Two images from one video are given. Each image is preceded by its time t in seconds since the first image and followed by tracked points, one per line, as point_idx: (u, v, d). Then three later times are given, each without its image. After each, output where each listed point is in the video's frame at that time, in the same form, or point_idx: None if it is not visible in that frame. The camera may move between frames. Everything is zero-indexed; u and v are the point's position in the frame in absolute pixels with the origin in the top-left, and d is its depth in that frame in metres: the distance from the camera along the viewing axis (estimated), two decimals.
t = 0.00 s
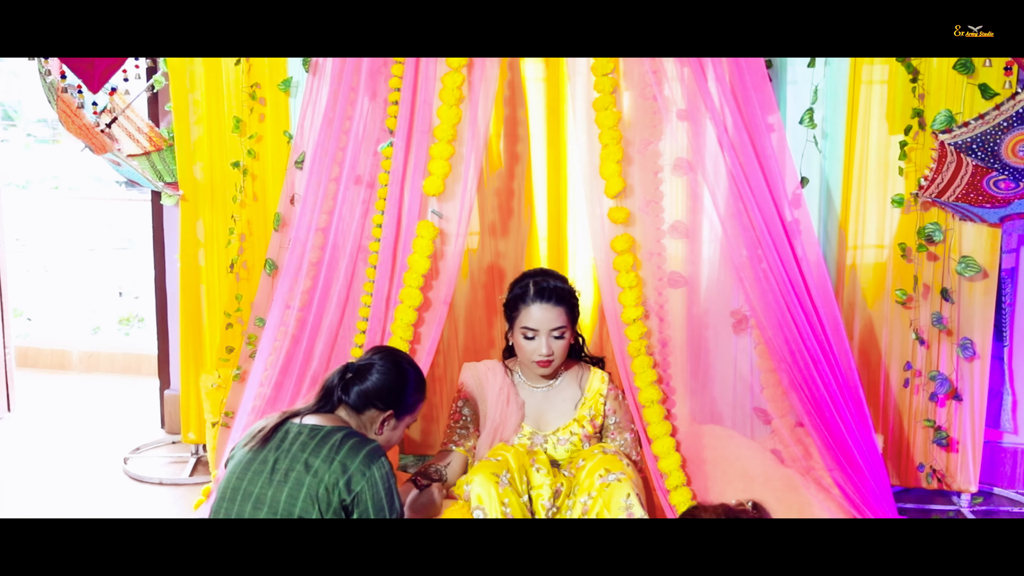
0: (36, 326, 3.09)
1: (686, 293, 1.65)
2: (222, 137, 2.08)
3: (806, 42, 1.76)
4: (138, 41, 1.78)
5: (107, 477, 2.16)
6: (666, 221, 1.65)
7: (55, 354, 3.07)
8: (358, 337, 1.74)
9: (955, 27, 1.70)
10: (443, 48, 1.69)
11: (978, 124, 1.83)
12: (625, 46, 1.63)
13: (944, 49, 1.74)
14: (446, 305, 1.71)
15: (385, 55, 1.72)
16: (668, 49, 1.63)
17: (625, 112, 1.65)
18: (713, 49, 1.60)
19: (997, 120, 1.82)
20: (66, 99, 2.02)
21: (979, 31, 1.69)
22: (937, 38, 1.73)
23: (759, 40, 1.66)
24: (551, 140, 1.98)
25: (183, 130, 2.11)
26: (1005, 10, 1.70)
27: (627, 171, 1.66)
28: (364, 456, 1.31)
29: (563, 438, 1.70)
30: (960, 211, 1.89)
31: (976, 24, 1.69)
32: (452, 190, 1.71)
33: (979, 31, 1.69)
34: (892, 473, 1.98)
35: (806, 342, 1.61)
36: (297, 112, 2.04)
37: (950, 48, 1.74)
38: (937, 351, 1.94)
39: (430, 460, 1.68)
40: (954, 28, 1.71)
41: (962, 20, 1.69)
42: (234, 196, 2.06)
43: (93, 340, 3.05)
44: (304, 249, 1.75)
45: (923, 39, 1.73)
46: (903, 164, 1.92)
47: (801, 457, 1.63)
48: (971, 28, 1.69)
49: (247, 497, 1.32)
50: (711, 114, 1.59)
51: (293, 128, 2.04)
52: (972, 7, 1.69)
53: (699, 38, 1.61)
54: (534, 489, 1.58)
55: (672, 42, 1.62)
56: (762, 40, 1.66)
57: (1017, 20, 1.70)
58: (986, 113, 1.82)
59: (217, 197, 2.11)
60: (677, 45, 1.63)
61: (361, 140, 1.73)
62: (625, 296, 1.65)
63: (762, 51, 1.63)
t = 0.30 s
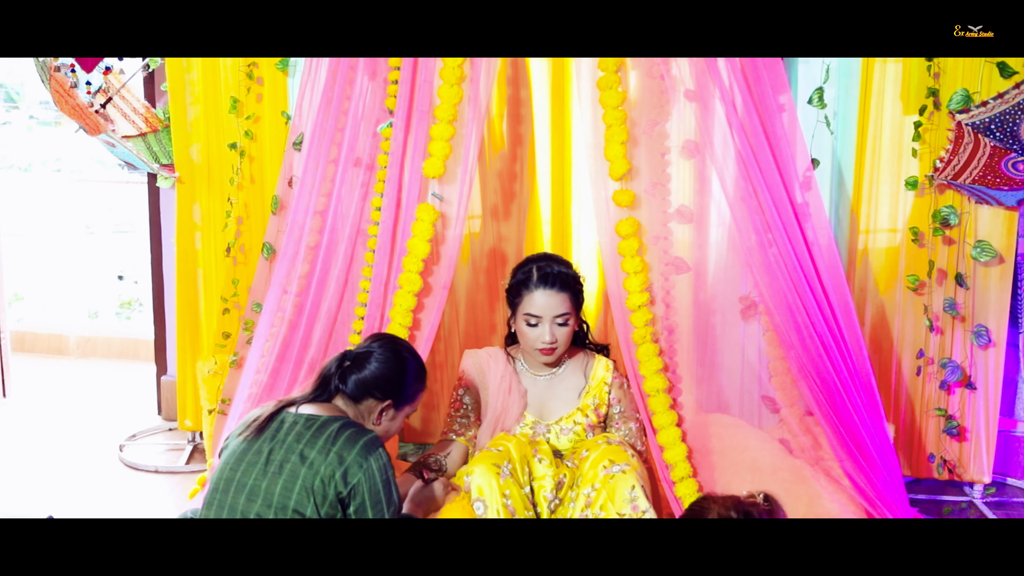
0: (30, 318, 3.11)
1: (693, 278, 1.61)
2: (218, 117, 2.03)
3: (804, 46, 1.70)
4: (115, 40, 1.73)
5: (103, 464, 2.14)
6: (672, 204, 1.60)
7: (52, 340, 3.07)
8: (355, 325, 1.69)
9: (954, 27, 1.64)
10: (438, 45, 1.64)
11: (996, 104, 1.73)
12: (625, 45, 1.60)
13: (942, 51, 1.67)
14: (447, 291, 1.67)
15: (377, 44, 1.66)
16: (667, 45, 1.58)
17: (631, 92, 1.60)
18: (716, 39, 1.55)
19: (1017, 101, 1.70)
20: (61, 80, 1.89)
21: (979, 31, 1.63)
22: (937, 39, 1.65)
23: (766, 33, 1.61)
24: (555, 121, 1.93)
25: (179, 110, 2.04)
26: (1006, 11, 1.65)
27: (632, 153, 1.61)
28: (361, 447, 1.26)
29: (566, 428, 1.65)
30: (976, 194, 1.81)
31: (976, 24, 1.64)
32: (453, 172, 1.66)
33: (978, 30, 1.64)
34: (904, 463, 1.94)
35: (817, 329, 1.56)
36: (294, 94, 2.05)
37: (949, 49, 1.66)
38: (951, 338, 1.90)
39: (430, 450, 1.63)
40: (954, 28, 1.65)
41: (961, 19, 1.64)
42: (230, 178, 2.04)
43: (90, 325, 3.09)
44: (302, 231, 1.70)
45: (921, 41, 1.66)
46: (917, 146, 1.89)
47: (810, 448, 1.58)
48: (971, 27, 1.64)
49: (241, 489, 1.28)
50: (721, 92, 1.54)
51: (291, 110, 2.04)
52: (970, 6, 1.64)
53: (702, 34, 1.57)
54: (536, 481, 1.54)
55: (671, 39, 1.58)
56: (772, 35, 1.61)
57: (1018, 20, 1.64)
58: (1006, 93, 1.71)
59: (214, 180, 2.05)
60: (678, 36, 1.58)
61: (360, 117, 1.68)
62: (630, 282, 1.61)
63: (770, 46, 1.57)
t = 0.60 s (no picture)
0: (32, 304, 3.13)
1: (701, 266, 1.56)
2: (217, 99, 2.00)
3: (818, 40, 1.62)
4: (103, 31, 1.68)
5: (101, 453, 2.13)
6: (680, 189, 1.55)
7: (53, 325, 3.05)
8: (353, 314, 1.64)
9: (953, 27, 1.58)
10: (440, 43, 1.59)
11: (1016, 86, 1.65)
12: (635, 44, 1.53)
13: (942, 51, 1.61)
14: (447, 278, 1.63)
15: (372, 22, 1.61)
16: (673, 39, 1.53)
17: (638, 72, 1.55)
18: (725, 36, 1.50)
19: None
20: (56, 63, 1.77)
21: (979, 31, 1.56)
22: (936, 37, 1.59)
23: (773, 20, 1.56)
24: (559, 101, 1.90)
25: (176, 93, 1.99)
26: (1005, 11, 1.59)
27: (639, 137, 1.56)
28: (352, 442, 1.22)
29: (569, 419, 1.62)
30: (993, 179, 1.75)
31: (976, 24, 1.56)
32: (453, 156, 1.61)
33: (978, 31, 1.57)
34: (916, 455, 1.89)
35: (826, 320, 1.51)
36: (293, 77, 1.98)
37: (949, 49, 1.60)
38: (965, 327, 1.86)
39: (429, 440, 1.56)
40: (954, 28, 1.58)
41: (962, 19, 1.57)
42: (229, 161, 2.00)
43: (92, 309, 3.13)
44: (299, 218, 1.66)
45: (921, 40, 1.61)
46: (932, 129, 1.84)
47: (820, 440, 1.55)
48: (972, 27, 1.56)
49: (231, 485, 1.24)
50: (729, 76, 1.49)
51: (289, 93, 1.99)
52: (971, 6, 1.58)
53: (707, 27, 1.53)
54: (538, 474, 1.50)
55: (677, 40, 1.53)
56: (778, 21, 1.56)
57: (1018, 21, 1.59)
58: None
59: (212, 164, 2.02)
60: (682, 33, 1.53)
61: (358, 97, 1.62)
62: (636, 270, 1.56)
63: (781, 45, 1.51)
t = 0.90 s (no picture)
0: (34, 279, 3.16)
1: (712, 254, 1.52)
2: (217, 83, 1.96)
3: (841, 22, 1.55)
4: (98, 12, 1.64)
5: (102, 443, 2.09)
6: (689, 176, 1.50)
7: (58, 310, 3.14)
8: (354, 304, 1.61)
9: (954, 26, 1.52)
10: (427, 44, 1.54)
11: None
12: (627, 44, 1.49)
13: (943, 51, 1.56)
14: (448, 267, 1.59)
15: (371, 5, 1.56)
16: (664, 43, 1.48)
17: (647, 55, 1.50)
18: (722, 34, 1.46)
19: None
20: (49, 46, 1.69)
21: (979, 31, 1.51)
22: (936, 38, 1.54)
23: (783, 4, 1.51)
24: (566, 82, 1.85)
25: (176, 78, 1.96)
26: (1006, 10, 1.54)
27: (647, 123, 1.51)
28: (346, 436, 1.20)
29: (574, 411, 1.57)
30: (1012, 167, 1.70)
31: (975, 24, 1.51)
32: (455, 143, 1.57)
33: (979, 30, 1.52)
34: (931, 448, 1.86)
35: (839, 312, 1.46)
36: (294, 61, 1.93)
37: (949, 49, 1.55)
38: (983, 318, 1.81)
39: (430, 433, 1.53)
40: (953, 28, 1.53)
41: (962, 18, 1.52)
42: (228, 147, 1.97)
43: (97, 300, 3.12)
44: (298, 203, 1.63)
45: (920, 40, 1.55)
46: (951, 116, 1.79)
47: (832, 434, 1.51)
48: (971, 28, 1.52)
49: (222, 482, 1.22)
50: (740, 61, 1.44)
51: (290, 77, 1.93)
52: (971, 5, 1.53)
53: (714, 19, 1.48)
54: (541, 469, 1.47)
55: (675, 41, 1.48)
56: None
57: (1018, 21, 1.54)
58: None
59: (212, 150, 1.99)
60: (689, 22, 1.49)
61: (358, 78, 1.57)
62: (644, 260, 1.52)
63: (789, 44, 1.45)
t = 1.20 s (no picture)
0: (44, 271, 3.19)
1: (725, 244, 1.47)
2: (219, 66, 1.91)
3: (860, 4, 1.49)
4: None
5: (106, 433, 2.06)
6: (701, 165, 1.46)
7: (66, 297, 3.13)
8: (355, 295, 1.58)
9: (954, 26, 1.50)
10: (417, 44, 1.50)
11: None
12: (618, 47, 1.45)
13: (943, 50, 1.54)
14: (452, 258, 1.56)
15: None
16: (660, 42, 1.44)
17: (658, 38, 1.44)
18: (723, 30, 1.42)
19: None
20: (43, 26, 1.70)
21: (979, 31, 1.49)
22: (935, 37, 1.51)
23: None
24: (576, 68, 1.81)
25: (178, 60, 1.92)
26: (1008, 9, 1.51)
27: (656, 109, 1.46)
28: (342, 432, 1.17)
29: (581, 405, 1.53)
30: None
31: (976, 23, 1.50)
32: (458, 129, 1.53)
33: (979, 30, 1.50)
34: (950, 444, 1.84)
35: (853, 304, 1.43)
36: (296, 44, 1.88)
37: (950, 48, 1.53)
38: (1005, 309, 1.75)
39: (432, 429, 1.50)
40: (953, 27, 1.50)
41: (962, 18, 1.50)
42: (231, 132, 1.93)
43: (106, 287, 3.15)
44: (299, 190, 1.59)
45: (921, 41, 1.52)
46: (971, 101, 1.73)
47: (846, 429, 1.47)
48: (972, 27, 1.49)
49: (215, 478, 1.20)
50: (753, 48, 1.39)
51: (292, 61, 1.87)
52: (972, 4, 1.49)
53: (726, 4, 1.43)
54: (546, 465, 1.43)
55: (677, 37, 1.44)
56: None
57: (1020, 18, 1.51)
58: None
59: (215, 136, 1.95)
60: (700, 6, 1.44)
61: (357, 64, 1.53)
62: (653, 250, 1.48)
63: (783, 45, 1.40)
